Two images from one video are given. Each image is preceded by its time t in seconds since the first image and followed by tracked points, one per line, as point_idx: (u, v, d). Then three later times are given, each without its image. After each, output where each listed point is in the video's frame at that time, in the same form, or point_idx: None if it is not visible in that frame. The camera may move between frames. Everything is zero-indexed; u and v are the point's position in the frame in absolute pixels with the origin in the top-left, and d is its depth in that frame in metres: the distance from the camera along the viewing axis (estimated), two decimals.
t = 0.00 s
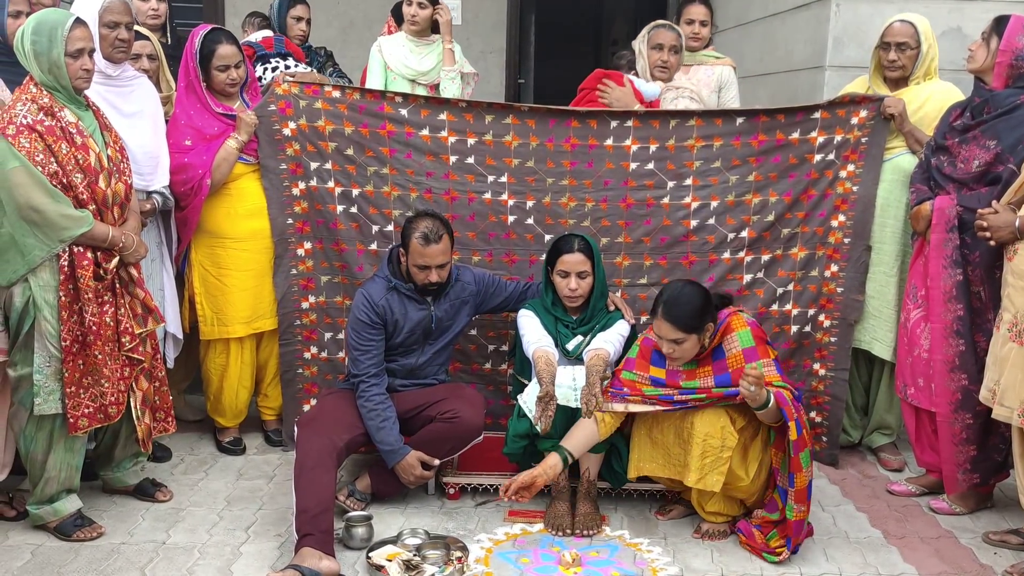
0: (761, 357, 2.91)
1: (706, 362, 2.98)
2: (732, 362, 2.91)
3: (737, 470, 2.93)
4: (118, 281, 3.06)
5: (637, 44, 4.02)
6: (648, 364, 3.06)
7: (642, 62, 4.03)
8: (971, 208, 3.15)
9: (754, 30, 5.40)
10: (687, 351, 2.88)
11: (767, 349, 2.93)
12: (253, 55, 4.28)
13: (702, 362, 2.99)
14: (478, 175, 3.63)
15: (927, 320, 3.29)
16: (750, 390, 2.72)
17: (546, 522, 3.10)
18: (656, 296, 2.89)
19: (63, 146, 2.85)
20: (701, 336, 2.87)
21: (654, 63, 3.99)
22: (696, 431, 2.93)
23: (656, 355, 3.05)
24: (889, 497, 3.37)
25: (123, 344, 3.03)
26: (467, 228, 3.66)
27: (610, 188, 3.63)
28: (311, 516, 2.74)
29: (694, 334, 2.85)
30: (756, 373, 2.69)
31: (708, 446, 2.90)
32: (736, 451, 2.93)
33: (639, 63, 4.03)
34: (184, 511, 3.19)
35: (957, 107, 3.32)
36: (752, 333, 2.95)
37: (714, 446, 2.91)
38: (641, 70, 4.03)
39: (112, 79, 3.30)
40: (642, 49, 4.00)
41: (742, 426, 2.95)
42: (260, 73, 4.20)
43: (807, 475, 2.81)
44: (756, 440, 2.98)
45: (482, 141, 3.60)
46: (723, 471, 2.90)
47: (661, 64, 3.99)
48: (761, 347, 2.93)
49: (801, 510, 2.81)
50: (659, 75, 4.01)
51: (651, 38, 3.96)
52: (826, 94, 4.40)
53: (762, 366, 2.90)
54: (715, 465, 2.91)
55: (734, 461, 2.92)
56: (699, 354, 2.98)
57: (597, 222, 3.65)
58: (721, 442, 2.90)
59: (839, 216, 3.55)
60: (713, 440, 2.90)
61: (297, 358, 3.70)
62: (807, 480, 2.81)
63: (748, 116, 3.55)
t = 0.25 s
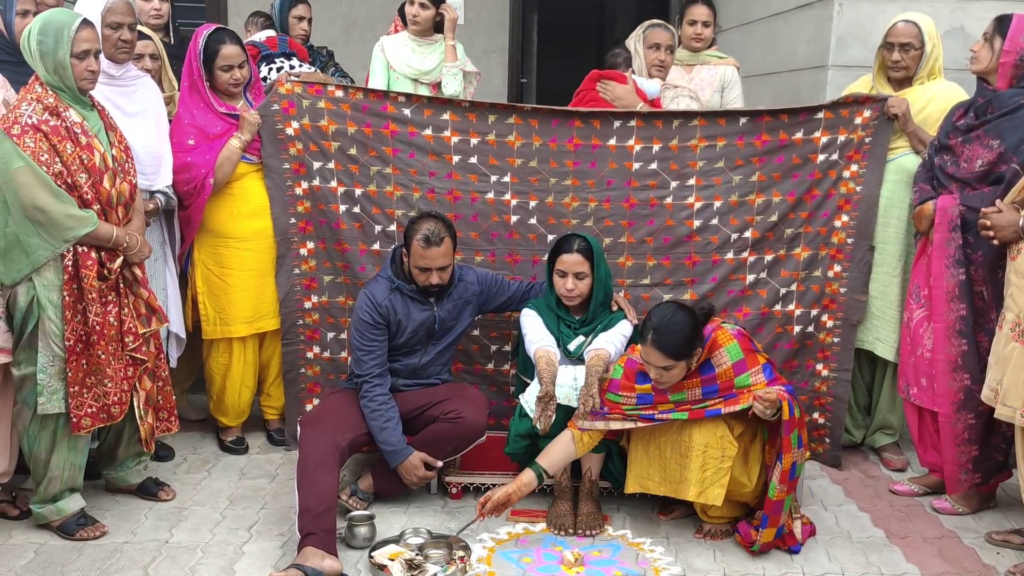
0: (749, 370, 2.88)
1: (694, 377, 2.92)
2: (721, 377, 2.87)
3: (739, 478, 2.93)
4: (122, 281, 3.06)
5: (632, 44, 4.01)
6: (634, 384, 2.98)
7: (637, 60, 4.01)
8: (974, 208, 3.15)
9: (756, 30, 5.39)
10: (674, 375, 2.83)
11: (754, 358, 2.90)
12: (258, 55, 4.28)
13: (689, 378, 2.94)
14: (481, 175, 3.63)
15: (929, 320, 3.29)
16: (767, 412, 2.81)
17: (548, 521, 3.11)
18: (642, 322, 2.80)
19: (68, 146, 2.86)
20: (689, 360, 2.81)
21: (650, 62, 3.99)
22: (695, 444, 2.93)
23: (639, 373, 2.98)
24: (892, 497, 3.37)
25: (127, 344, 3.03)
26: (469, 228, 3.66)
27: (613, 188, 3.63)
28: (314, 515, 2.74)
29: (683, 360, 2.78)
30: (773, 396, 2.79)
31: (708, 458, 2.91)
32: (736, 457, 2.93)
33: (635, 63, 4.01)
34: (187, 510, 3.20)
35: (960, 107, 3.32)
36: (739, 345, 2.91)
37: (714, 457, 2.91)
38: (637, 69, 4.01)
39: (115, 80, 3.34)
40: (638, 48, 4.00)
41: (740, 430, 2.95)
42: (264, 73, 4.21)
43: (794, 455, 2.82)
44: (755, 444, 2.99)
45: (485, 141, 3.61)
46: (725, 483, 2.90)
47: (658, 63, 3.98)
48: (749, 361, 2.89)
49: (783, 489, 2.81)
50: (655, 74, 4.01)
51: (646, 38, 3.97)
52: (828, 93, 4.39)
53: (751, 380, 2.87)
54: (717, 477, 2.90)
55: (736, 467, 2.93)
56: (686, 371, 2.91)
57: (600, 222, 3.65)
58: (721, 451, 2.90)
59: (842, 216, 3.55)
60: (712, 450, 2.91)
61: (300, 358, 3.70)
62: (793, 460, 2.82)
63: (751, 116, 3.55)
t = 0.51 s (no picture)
0: (745, 370, 2.89)
1: (690, 381, 2.91)
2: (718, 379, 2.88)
3: (741, 480, 2.94)
4: (126, 281, 3.07)
5: (633, 45, 4.00)
6: (630, 389, 2.97)
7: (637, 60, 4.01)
8: (977, 208, 3.15)
9: (759, 29, 5.39)
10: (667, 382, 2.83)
11: (749, 358, 2.91)
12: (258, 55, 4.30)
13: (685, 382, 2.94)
14: (483, 175, 3.63)
15: (932, 319, 3.29)
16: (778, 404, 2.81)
17: (550, 521, 3.11)
18: (638, 330, 2.80)
19: (74, 146, 2.86)
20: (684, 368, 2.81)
21: (653, 63, 3.99)
22: (696, 447, 2.92)
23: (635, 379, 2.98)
24: (894, 497, 3.37)
25: (131, 344, 3.03)
26: (472, 228, 3.66)
27: (616, 188, 3.63)
28: (316, 515, 2.74)
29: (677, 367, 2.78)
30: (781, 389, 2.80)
31: (710, 460, 2.91)
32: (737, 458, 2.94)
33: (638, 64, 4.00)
34: (191, 510, 3.21)
35: (963, 107, 3.32)
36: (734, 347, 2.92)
37: (716, 460, 2.91)
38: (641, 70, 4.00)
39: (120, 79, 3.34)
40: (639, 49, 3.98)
41: (740, 431, 2.96)
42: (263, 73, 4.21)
43: (791, 435, 2.84)
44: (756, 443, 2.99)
45: (488, 141, 3.61)
46: (728, 485, 2.90)
47: (659, 63, 3.98)
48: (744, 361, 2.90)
49: (779, 467, 2.85)
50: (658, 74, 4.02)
51: (648, 39, 3.95)
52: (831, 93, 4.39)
53: (747, 379, 2.88)
54: (719, 479, 2.91)
55: (738, 468, 2.94)
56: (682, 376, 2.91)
57: (603, 223, 3.65)
58: (722, 453, 2.90)
59: (845, 216, 3.55)
60: (713, 453, 2.91)
61: (302, 358, 3.70)
62: (790, 440, 2.85)
63: (754, 116, 3.55)
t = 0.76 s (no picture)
0: (749, 367, 2.90)
1: (694, 377, 2.92)
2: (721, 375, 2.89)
3: (744, 478, 2.94)
4: (130, 283, 3.07)
5: (643, 48, 4.03)
6: (634, 384, 2.99)
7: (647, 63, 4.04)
8: (981, 210, 3.15)
9: (762, 31, 5.39)
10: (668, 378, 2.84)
11: (754, 355, 2.92)
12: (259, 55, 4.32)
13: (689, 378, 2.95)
14: (487, 177, 3.63)
15: (936, 321, 3.29)
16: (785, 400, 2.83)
17: (553, 522, 3.11)
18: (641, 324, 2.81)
19: (80, 148, 2.87)
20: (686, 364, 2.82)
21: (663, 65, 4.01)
22: (698, 444, 2.92)
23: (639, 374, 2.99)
24: (897, 499, 3.36)
25: (134, 346, 3.04)
26: (475, 229, 3.66)
27: (619, 190, 3.63)
28: (320, 516, 2.75)
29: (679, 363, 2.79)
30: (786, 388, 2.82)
31: (713, 456, 2.90)
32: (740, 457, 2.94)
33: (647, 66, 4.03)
34: (194, 511, 3.21)
35: (966, 108, 3.32)
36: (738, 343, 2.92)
37: (718, 456, 2.90)
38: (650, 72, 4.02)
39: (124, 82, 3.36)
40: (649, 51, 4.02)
41: (743, 428, 2.95)
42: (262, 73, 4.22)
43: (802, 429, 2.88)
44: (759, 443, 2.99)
45: (491, 142, 3.61)
46: (730, 482, 2.91)
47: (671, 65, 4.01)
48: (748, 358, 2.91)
49: (793, 462, 2.89)
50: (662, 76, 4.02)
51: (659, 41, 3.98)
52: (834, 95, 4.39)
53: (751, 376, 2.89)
54: (721, 476, 2.91)
55: (740, 467, 2.94)
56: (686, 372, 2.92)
57: (606, 224, 3.65)
58: (725, 450, 2.90)
59: (848, 218, 3.55)
60: (716, 450, 2.90)
61: (305, 359, 3.71)
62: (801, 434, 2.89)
63: (757, 118, 3.56)
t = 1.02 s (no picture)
0: (765, 361, 2.93)
1: (711, 365, 2.98)
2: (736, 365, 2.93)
3: (749, 473, 2.94)
4: (133, 284, 3.07)
5: (659, 51, 4.05)
6: (651, 362, 3.03)
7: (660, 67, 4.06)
8: (983, 210, 3.16)
9: (763, 32, 5.39)
10: (676, 355, 2.85)
11: (771, 349, 2.94)
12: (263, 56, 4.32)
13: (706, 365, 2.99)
14: (489, 178, 3.64)
15: (938, 321, 3.29)
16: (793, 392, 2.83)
17: (555, 523, 3.11)
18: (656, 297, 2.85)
19: (83, 149, 2.87)
20: (695, 341, 2.83)
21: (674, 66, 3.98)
22: (706, 435, 2.95)
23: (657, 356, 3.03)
24: (900, 500, 3.36)
25: (137, 347, 3.04)
26: (478, 231, 3.67)
27: (621, 191, 3.63)
28: (322, 516, 2.75)
29: (687, 339, 2.80)
30: (798, 377, 2.82)
31: (719, 448, 2.93)
32: (746, 452, 2.95)
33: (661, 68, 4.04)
34: (196, 512, 3.21)
35: (969, 109, 3.33)
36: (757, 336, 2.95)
37: (725, 448, 2.93)
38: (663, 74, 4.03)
39: (126, 83, 3.37)
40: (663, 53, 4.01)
41: (751, 424, 2.98)
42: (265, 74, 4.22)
43: (809, 428, 2.89)
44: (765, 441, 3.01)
45: (493, 143, 3.62)
46: (734, 475, 2.92)
47: (681, 67, 3.97)
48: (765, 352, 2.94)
49: (799, 460, 2.90)
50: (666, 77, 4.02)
51: (670, 42, 3.98)
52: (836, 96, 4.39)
53: (766, 370, 2.92)
54: (727, 468, 2.92)
55: (745, 462, 2.95)
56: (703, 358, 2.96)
57: (608, 225, 3.65)
58: (731, 443, 2.93)
59: (851, 219, 3.54)
60: (723, 442, 2.93)
61: (307, 361, 3.71)
62: (809, 433, 2.89)
63: (759, 119, 3.56)
